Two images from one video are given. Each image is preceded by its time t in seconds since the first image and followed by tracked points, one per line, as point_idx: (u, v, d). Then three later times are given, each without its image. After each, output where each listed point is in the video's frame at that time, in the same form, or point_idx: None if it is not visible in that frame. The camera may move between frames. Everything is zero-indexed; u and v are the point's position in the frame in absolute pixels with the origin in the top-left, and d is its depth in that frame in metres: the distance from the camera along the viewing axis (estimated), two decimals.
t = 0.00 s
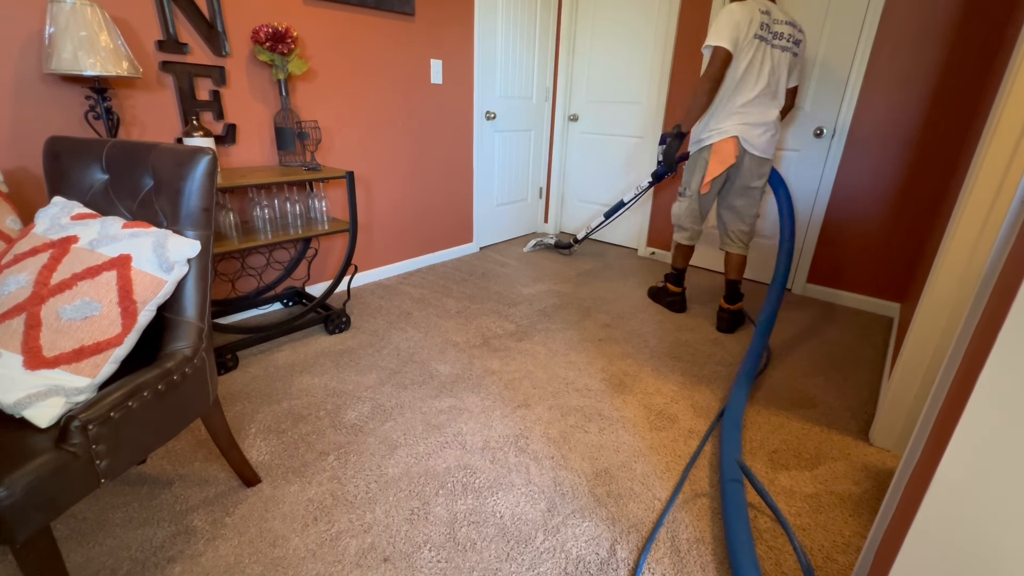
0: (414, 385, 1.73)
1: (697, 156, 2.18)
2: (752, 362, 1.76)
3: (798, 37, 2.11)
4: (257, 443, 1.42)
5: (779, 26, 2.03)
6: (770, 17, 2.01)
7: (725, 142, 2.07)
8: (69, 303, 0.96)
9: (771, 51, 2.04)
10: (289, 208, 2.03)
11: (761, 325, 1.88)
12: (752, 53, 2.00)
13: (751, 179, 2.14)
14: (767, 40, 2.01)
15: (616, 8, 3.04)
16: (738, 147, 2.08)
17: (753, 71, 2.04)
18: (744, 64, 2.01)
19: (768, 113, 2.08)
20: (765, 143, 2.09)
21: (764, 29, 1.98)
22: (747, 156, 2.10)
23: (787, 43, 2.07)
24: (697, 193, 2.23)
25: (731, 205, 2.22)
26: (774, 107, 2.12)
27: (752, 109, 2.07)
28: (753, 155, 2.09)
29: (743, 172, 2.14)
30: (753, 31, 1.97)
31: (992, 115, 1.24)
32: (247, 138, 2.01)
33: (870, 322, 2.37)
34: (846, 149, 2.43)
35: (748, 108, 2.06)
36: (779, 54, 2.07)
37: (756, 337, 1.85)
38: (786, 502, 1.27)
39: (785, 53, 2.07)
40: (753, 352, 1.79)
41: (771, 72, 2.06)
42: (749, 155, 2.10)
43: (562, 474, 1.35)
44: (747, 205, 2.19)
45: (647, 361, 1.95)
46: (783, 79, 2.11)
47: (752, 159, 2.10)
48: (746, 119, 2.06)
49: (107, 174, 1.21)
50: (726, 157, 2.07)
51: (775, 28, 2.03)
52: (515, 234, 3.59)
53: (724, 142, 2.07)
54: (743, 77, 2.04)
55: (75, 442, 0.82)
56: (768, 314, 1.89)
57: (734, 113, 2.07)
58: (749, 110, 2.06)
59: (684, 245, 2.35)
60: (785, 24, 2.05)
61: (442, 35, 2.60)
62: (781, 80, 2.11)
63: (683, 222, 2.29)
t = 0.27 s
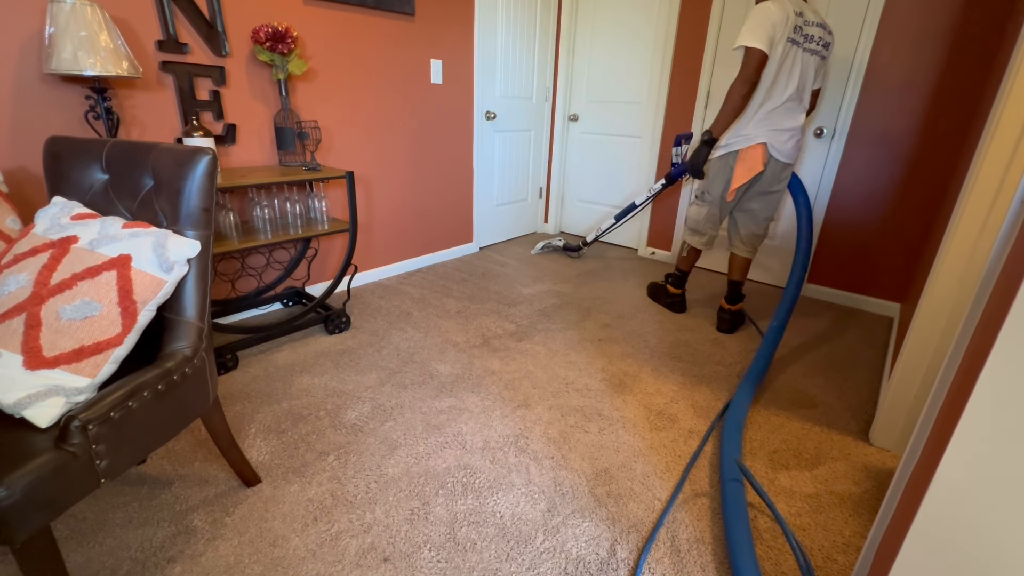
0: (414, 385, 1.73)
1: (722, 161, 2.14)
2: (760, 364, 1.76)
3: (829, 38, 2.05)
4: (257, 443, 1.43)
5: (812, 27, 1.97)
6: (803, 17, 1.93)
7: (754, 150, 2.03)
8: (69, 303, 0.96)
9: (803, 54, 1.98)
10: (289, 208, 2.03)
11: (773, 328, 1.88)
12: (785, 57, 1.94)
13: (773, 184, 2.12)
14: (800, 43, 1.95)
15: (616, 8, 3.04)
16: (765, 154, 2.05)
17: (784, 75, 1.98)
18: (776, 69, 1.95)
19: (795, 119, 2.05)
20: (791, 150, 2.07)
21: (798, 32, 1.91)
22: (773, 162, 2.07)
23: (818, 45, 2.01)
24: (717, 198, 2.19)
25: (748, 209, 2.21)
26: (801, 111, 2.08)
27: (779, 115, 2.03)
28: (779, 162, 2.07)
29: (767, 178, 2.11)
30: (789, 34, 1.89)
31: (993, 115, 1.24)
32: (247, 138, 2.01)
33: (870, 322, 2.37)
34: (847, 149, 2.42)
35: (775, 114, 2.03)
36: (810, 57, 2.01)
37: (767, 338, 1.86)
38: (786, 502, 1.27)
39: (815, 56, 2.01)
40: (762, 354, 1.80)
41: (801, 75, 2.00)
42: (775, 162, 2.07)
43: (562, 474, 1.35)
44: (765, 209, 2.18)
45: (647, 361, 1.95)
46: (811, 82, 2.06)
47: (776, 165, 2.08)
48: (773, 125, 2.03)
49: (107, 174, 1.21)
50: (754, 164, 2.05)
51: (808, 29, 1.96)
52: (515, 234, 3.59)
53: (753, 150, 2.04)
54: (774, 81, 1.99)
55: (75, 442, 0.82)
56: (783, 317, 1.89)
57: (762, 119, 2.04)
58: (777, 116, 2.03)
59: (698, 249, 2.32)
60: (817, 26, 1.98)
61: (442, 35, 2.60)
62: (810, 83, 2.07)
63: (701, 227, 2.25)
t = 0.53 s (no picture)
0: (414, 385, 1.73)
1: (734, 162, 2.11)
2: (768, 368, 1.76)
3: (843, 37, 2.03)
4: (257, 443, 1.43)
5: (826, 25, 1.95)
6: (817, 16, 1.92)
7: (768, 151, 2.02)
8: (69, 303, 0.96)
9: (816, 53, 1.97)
10: (289, 208, 2.03)
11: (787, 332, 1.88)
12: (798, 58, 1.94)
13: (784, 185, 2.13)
14: (813, 42, 1.94)
15: (616, 8, 3.04)
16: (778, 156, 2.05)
17: (797, 75, 1.98)
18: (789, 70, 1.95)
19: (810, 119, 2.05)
20: (804, 151, 2.07)
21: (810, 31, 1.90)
22: (786, 163, 2.07)
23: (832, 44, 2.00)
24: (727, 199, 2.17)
25: (757, 210, 2.21)
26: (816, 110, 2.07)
27: (791, 115, 2.03)
28: (792, 162, 2.07)
29: (779, 178, 2.11)
30: (801, 34, 1.89)
31: (993, 115, 1.24)
32: (247, 138, 2.01)
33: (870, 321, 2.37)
34: (847, 149, 2.42)
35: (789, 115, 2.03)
36: (823, 56, 2.00)
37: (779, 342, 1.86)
38: (786, 502, 1.27)
39: (829, 54, 2.00)
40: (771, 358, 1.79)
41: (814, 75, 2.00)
42: (788, 163, 2.07)
43: (562, 474, 1.35)
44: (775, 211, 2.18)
45: (647, 361, 1.95)
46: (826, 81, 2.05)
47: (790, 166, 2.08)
48: (786, 126, 2.03)
49: (107, 174, 1.21)
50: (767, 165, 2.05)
51: (822, 27, 1.95)
52: (515, 234, 3.59)
53: (767, 151, 2.03)
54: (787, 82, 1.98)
55: (75, 442, 0.82)
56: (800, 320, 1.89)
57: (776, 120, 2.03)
58: (790, 116, 2.03)
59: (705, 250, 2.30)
60: (831, 24, 1.97)
61: (442, 35, 2.60)
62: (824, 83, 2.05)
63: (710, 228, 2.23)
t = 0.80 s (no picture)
0: (414, 385, 1.73)
1: (739, 161, 2.12)
2: (777, 370, 1.74)
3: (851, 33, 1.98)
4: (257, 443, 1.43)
5: (829, 22, 1.93)
6: (817, 14, 1.91)
7: (769, 150, 2.01)
8: (69, 303, 0.96)
9: (819, 51, 1.95)
10: (289, 208, 2.03)
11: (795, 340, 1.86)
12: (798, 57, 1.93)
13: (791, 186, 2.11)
14: (814, 40, 1.93)
15: (616, 8, 3.04)
16: (783, 156, 2.02)
17: (799, 74, 1.96)
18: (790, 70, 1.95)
19: (816, 117, 2.02)
20: (811, 150, 2.03)
21: (809, 28, 1.89)
22: (792, 163, 2.05)
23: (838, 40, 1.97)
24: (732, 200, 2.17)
25: (765, 210, 2.19)
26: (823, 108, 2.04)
27: (797, 115, 2.00)
28: (797, 162, 2.04)
29: (786, 179, 2.09)
30: (799, 33, 1.89)
31: (993, 115, 1.24)
32: (247, 138, 2.01)
33: (870, 322, 2.37)
34: (846, 149, 2.42)
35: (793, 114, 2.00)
36: (829, 53, 1.96)
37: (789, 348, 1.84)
38: (786, 502, 1.27)
39: (835, 51, 1.97)
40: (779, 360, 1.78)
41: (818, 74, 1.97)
42: (794, 163, 2.05)
43: (562, 474, 1.35)
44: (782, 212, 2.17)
45: (647, 361, 1.95)
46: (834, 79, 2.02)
47: (796, 167, 2.06)
48: (792, 125, 2.00)
49: (107, 174, 1.21)
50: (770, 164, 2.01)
51: (824, 25, 1.93)
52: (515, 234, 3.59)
53: (768, 150, 2.01)
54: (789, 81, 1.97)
55: (75, 442, 0.82)
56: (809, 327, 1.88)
57: (780, 120, 2.01)
58: (795, 116, 2.00)
59: (709, 251, 2.31)
60: (836, 20, 1.94)
61: (442, 35, 2.60)
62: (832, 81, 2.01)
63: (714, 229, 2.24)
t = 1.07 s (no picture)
0: (414, 385, 1.73)
1: (739, 162, 2.11)
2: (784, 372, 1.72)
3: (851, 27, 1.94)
4: (257, 443, 1.43)
5: (823, 19, 1.91)
6: (809, 13, 1.91)
7: (766, 149, 2.01)
8: (69, 303, 0.96)
9: (814, 48, 1.93)
10: (289, 208, 2.03)
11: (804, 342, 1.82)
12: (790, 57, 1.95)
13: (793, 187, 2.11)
14: (807, 38, 1.92)
15: (616, 8, 3.04)
16: (782, 154, 2.02)
17: (793, 73, 1.97)
18: (782, 70, 1.97)
19: (816, 116, 2.00)
20: (811, 148, 2.02)
21: (799, 27, 1.90)
22: (793, 163, 2.04)
23: (837, 35, 1.93)
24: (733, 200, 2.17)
25: (767, 211, 2.20)
26: (825, 106, 2.01)
27: (795, 114, 2.00)
28: (798, 161, 2.03)
29: (788, 179, 2.08)
30: (787, 34, 1.92)
31: (993, 115, 1.24)
32: (247, 138, 2.01)
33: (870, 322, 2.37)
34: (847, 149, 2.42)
35: (790, 113, 2.00)
36: (826, 50, 1.94)
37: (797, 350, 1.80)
38: (786, 502, 1.27)
39: (833, 47, 1.94)
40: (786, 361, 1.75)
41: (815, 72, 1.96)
42: (795, 163, 2.04)
43: (562, 474, 1.35)
44: (786, 214, 2.16)
45: (647, 361, 1.95)
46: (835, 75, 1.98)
47: (798, 168, 2.05)
48: (790, 124, 2.00)
49: (107, 174, 1.21)
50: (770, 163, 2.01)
51: (818, 22, 1.92)
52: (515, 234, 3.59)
53: (766, 149, 2.01)
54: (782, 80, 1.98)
55: (75, 442, 0.82)
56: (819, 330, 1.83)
57: (778, 119, 2.02)
58: (793, 114, 2.00)
59: (709, 251, 2.32)
60: (831, 16, 1.91)
61: (442, 35, 2.60)
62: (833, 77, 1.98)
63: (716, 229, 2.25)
